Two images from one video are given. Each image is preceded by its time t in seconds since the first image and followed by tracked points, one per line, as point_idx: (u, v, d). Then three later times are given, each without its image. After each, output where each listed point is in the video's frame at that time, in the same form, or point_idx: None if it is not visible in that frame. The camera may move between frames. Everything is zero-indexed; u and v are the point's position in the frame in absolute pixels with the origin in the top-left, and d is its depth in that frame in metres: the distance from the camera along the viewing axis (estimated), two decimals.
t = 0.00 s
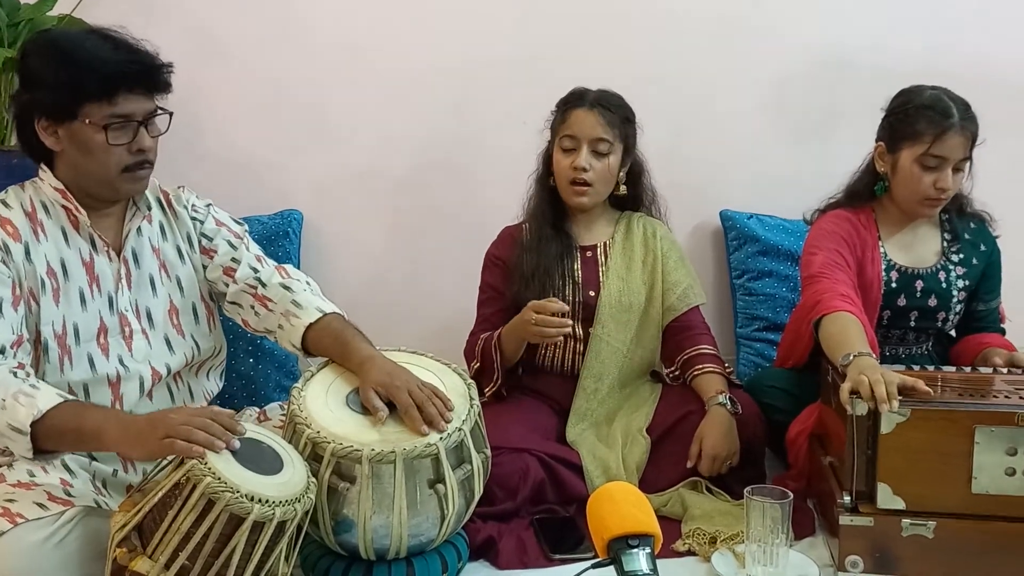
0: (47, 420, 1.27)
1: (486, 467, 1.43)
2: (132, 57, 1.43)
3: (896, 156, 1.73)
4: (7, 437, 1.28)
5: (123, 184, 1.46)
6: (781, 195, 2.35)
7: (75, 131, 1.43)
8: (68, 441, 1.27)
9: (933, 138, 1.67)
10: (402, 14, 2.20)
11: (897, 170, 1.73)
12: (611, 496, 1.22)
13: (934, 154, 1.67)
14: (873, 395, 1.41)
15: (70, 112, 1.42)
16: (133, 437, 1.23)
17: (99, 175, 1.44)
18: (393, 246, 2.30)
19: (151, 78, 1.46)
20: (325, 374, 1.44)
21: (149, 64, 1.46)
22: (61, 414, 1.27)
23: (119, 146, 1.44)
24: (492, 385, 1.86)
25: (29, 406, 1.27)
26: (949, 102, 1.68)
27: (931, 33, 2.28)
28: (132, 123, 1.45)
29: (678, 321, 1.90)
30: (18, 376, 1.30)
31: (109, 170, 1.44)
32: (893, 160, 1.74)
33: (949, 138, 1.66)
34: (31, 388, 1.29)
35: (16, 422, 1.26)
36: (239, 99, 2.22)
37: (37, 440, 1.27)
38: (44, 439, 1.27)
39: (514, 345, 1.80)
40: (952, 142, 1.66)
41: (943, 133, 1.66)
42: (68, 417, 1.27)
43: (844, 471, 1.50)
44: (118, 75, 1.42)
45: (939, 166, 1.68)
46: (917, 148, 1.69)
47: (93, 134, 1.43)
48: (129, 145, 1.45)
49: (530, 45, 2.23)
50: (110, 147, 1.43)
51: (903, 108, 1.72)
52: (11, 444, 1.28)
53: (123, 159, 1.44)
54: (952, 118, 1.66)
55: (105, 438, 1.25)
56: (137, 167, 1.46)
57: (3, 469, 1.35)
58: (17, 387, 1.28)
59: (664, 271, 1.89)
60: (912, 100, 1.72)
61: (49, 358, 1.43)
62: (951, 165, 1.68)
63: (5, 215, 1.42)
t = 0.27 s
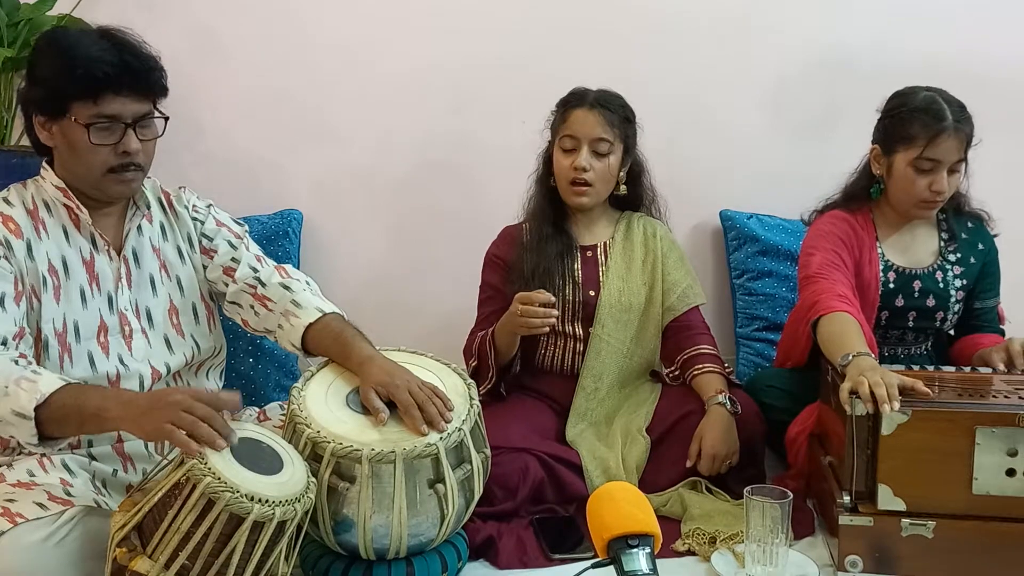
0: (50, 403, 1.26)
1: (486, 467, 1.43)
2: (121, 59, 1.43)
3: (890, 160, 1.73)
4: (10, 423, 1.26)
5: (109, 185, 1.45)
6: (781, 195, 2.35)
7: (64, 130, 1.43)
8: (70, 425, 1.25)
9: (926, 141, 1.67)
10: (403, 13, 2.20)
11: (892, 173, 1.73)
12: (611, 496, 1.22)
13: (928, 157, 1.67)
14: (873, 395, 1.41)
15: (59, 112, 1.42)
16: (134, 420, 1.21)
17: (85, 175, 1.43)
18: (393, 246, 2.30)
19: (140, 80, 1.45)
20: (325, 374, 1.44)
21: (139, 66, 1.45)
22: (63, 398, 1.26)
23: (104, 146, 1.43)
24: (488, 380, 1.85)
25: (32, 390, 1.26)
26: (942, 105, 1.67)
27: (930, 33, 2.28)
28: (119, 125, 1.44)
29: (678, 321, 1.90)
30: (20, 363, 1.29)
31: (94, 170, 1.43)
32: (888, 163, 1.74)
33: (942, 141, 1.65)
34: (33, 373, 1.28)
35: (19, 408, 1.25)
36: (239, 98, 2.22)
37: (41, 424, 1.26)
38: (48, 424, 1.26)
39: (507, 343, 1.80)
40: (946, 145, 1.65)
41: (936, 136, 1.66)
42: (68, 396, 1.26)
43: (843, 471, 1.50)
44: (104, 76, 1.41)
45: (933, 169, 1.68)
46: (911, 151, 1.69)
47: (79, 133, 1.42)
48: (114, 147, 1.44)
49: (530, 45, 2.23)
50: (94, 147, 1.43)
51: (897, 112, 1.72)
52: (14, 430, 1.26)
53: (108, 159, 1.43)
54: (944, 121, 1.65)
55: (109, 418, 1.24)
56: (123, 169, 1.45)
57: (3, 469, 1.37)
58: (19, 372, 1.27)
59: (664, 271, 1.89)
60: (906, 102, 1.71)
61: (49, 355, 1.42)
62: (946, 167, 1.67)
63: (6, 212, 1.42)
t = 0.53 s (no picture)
0: (52, 388, 1.26)
1: (486, 467, 1.43)
2: (124, 62, 1.42)
3: (886, 161, 1.74)
4: (9, 408, 1.26)
5: (105, 185, 1.45)
6: (781, 195, 2.35)
7: (65, 128, 1.43)
8: (73, 409, 1.26)
9: (920, 142, 1.67)
10: (403, 13, 2.20)
11: (889, 174, 1.73)
12: (611, 496, 1.22)
13: (923, 158, 1.67)
14: (872, 393, 1.42)
15: (61, 109, 1.42)
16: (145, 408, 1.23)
17: (82, 174, 1.43)
18: (393, 245, 2.30)
19: (143, 84, 1.45)
20: (325, 374, 1.44)
21: (142, 69, 1.44)
22: (64, 384, 1.26)
23: (101, 147, 1.43)
24: (485, 376, 1.84)
25: (34, 374, 1.26)
26: (937, 105, 1.67)
27: (930, 33, 2.28)
28: (119, 127, 1.44)
29: (678, 321, 1.90)
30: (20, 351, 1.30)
31: (90, 170, 1.43)
32: (884, 165, 1.75)
33: (937, 143, 1.65)
34: (33, 359, 1.28)
35: (20, 391, 1.25)
36: (239, 98, 2.22)
37: (41, 409, 1.26)
38: (49, 409, 1.26)
39: (503, 340, 1.80)
40: (940, 146, 1.65)
41: (930, 138, 1.65)
42: (71, 382, 1.26)
43: (844, 470, 1.50)
44: (106, 77, 1.41)
45: (929, 170, 1.68)
46: (906, 153, 1.69)
47: (79, 132, 1.42)
48: (111, 148, 1.43)
49: (530, 44, 2.23)
50: (91, 146, 1.42)
51: (892, 113, 1.72)
52: (12, 416, 1.26)
53: (106, 160, 1.43)
54: (938, 122, 1.65)
55: (116, 402, 1.24)
56: (119, 171, 1.45)
57: (3, 469, 1.37)
58: (19, 359, 1.28)
59: (664, 270, 1.89)
60: (901, 104, 1.71)
61: (50, 351, 1.42)
62: (941, 168, 1.67)
63: (9, 209, 1.42)
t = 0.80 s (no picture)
0: (37, 391, 1.25)
1: (486, 467, 1.44)
2: (143, 73, 1.41)
3: (886, 162, 1.74)
4: None
5: (105, 189, 1.44)
6: (781, 195, 2.36)
7: (75, 125, 1.41)
8: (56, 411, 1.25)
9: (919, 142, 1.67)
10: (403, 12, 2.20)
11: (888, 174, 1.73)
12: (611, 496, 1.22)
13: (921, 158, 1.67)
14: (873, 394, 1.42)
15: (74, 106, 1.41)
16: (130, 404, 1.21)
17: (85, 173, 1.42)
18: (393, 245, 2.30)
19: (160, 98, 1.43)
20: (325, 373, 1.44)
21: (160, 82, 1.43)
22: (49, 387, 1.25)
23: (108, 151, 1.41)
24: (484, 376, 1.84)
25: (17, 377, 1.25)
26: (935, 105, 1.67)
27: (930, 32, 2.28)
28: (129, 135, 1.43)
29: (678, 321, 1.90)
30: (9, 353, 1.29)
31: (93, 171, 1.42)
32: (883, 165, 1.75)
33: (935, 143, 1.65)
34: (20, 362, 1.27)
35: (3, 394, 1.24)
36: (239, 97, 2.22)
37: (25, 412, 1.25)
38: (34, 411, 1.25)
39: (502, 340, 1.80)
40: (939, 146, 1.65)
41: (929, 138, 1.66)
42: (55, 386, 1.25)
43: (843, 470, 1.50)
44: (122, 85, 1.40)
45: (928, 171, 1.68)
46: (905, 153, 1.69)
47: (88, 132, 1.41)
48: (118, 154, 1.42)
49: (530, 44, 2.23)
50: (98, 150, 1.41)
51: (891, 113, 1.72)
52: None
53: (111, 165, 1.42)
54: (937, 122, 1.65)
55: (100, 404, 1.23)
56: (123, 177, 1.44)
57: (2, 468, 1.36)
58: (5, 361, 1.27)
59: (664, 270, 1.89)
60: (900, 104, 1.71)
61: (49, 351, 1.42)
62: (941, 169, 1.67)
63: (9, 207, 1.41)
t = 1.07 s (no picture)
0: (20, 401, 1.26)
1: (486, 468, 1.44)
2: (162, 95, 1.40)
3: (886, 161, 1.74)
4: None
5: (118, 203, 1.44)
6: (781, 195, 2.36)
7: (87, 141, 1.39)
8: (45, 416, 1.27)
9: (920, 142, 1.67)
10: (403, 13, 2.20)
11: (889, 174, 1.74)
12: (610, 496, 1.22)
13: (922, 158, 1.67)
14: (870, 395, 1.42)
15: (88, 124, 1.38)
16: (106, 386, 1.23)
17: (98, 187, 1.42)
18: (393, 245, 2.30)
19: (179, 119, 1.42)
20: (325, 374, 1.44)
21: (179, 104, 1.42)
22: (29, 394, 1.26)
23: (123, 170, 1.40)
24: (483, 376, 1.84)
25: None
26: (936, 105, 1.67)
27: (930, 32, 2.28)
28: (144, 153, 1.41)
29: (678, 321, 1.91)
30: None
31: (105, 187, 1.41)
32: (884, 165, 1.75)
33: (935, 143, 1.65)
34: None
35: None
36: (238, 98, 2.22)
37: (18, 422, 1.27)
38: (25, 420, 1.27)
39: (500, 339, 1.80)
40: (939, 146, 1.65)
41: (929, 137, 1.66)
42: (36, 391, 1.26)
43: (843, 470, 1.50)
44: (142, 107, 1.38)
45: (928, 170, 1.68)
46: (905, 152, 1.69)
47: (103, 150, 1.39)
48: (134, 172, 1.41)
49: (530, 44, 2.23)
50: (114, 168, 1.40)
51: (892, 113, 1.72)
52: None
53: (125, 182, 1.41)
54: (938, 122, 1.65)
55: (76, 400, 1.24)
56: (136, 193, 1.43)
57: (2, 468, 1.36)
58: None
59: (664, 271, 1.90)
60: (901, 103, 1.72)
61: (48, 359, 1.41)
62: (941, 168, 1.67)
63: (7, 214, 1.40)
